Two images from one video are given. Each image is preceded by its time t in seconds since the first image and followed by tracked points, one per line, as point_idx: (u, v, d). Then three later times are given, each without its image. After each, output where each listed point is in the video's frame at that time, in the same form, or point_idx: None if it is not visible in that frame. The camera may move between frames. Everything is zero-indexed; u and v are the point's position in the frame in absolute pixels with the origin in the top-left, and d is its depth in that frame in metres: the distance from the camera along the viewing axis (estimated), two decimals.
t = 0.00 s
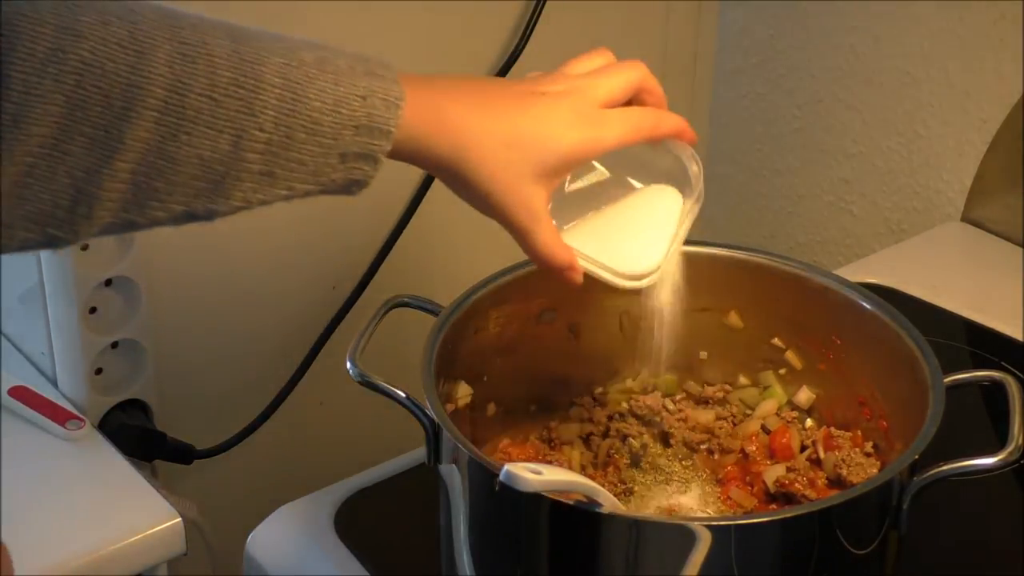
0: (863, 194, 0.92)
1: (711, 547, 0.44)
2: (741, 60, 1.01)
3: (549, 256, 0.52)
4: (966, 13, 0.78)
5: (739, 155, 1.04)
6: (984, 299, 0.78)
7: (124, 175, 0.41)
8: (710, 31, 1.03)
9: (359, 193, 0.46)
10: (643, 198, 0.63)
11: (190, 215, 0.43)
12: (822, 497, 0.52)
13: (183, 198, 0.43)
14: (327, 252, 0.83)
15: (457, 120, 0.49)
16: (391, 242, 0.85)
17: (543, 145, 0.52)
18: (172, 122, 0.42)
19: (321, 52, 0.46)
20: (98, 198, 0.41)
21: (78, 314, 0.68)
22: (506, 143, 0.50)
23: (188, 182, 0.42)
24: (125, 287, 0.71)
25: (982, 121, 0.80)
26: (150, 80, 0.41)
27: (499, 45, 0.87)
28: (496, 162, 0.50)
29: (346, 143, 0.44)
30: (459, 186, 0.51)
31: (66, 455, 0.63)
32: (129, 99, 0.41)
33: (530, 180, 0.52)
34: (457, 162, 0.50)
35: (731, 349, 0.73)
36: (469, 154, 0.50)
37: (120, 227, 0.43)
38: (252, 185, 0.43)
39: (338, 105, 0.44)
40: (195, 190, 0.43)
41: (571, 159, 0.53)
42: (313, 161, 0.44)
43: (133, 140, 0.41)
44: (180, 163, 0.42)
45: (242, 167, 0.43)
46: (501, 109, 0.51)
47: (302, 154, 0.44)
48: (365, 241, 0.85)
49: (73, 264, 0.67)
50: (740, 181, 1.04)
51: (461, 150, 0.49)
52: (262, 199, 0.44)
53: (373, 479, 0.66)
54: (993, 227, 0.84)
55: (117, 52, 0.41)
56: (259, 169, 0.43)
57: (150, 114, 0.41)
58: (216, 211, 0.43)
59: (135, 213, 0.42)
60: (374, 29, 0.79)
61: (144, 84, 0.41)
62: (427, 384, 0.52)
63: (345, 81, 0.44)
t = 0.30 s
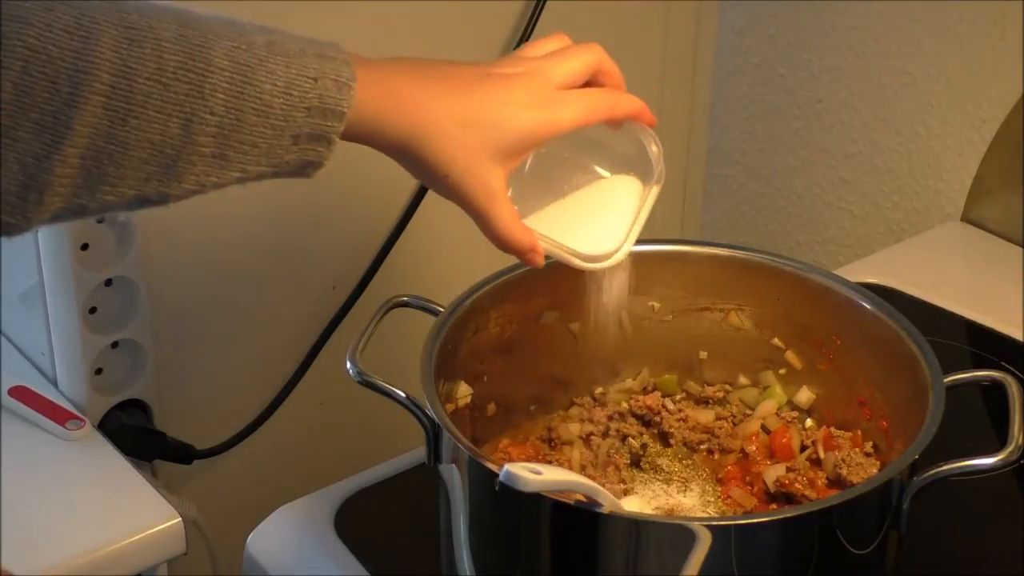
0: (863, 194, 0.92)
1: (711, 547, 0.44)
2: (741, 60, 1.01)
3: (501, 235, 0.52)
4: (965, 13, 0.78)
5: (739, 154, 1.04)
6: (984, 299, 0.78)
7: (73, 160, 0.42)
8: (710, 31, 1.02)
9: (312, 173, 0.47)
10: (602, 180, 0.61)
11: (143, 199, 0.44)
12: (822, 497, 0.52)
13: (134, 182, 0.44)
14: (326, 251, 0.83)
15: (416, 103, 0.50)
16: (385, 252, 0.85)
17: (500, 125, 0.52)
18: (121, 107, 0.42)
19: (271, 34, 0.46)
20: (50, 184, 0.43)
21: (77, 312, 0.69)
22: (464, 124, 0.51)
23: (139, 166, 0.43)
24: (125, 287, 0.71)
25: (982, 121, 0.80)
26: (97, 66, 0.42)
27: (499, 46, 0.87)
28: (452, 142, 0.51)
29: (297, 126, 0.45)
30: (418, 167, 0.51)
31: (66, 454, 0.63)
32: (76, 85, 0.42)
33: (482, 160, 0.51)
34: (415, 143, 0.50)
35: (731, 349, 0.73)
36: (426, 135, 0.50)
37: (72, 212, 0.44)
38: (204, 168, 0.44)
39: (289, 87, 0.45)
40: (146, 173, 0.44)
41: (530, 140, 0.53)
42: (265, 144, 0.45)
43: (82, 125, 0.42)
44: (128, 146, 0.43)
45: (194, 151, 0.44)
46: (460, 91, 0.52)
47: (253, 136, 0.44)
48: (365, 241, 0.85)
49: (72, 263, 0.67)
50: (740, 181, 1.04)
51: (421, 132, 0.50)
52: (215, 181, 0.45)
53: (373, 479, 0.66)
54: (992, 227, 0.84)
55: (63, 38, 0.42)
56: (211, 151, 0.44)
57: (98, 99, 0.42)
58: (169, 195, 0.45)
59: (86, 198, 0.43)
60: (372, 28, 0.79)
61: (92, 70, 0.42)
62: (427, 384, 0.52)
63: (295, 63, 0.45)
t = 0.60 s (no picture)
0: (863, 194, 0.92)
1: (711, 547, 0.44)
2: (740, 60, 1.01)
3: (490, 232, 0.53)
4: (965, 13, 0.78)
5: (739, 155, 1.04)
6: (983, 299, 0.78)
7: (60, 161, 0.44)
8: (710, 31, 1.02)
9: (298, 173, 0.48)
10: (589, 170, 0.62)
11: (129, 199, 0.46)
12: (821, 498, 0.52)
13: (120, 183, 0.45)
14: (326, 252, 0.83)
15: (404, 101, 0.51)
16: (380, 259, 0.85)
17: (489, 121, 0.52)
18: (106, 108, 0.43)
19: (256, 33, 0.47)
20: (35, 184, 0.44)
21: (77, 312, 0.69)
22: (452, 121, 0.51)
23: (124, 167, 0.44)
24: (125, 287, 0.71)
25: (982, 121, 0.80)
26: (83, 67, 0.43)
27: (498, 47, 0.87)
28: (438, 141, 0.51)
29: (282, 126, 0.46)
30: (407, 165, 0.52)
31: (67, 455, 0.63)
32: (62, 86, 0.42)
33: (471, 158, 0.52)
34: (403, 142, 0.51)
35: (731, 349, 0.73)
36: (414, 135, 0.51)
37: (58, 211, 0.45)
38: (191, 168, 0.45)
39: (275, 89, 0.45)
40: (132, 174, 0.45)
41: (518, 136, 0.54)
42: (250, 144, 0.46)
43: (68, 126, 0.43)
44: (112, 146, 0.44)
45: (180, 151, 0.45)
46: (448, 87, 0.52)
47: (239, 137, 0.45)
48: (365, 240, 0.85)
49: (72, 263, 0.67)
50: (740, 181, 1.04)
51: (409, 130, 0.51)
52: (200, 181, 0.46)
53: (372, 479, 0.66)
54: (991, 227, 0.84)
55: (48, 39, 0.42)
56: (198, 152, 0.45)
57: (84, 100, 0.43)
58: (155, 195, 0.46)
59: (72, 198, 0.45)
60: (371, 29, 0.79)
61: (78, 70, 0.43)
62: (427, 384, 0.52)
63: (280, 64, 0.46)
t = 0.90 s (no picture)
0: (863, 194, 0.92)
1: (711, 547, 0.44)
2: (741, 60, 1.01)
3: (503, 173, 0.53)
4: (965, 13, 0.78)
5: (739, 155, 1.04)
6: (984, 299, 0.78)
7: (32, 142, 0.42)
8: (710, 31, 1.03)
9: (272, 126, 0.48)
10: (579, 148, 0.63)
11: (107, 174, 0.44)
12: (821, 498, 0.52)
13: (98, 158, 0.43)
14: (327, 252, 0.83)
15: (384, 58, 0.53)
16: (380, 260, 0.85)
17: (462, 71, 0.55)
18: (72, 81, 0.41)
19: None
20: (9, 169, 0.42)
21: (77, 312, 0.69)
22: (428, 69, 0.54)
23: (99, 141, 0.43)
24: (125, 287, 0.71)
25: (982, 121, 0.80)
26: (43, 39, 0.40)
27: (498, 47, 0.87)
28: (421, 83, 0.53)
29: (253, 79, 0.46)
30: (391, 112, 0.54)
31: (66, 455, 0.63)
32: (22, 62, 0.40)
33: (459, 103, 0.54)
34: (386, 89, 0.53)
35: (731, 349, 0.73)
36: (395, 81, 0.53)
37: (35, 195, 0.43)
38: (165, 134, 0.44)
39: (240, 48, 0.45)
40: (109, 146, 0.43)
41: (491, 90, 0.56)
42: (223, 102, 0.45)
43: (35, 104, 0.41)
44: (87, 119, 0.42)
45: (155, 118, 0.44)
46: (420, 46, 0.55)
47: (212, 96, 0.45)
48: (366, 240, 0.85)
49: (72, 263, 0.67)
50: (740, 181, 1.04)
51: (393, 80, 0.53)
52: (177, 146, 0.45)
53: (372, 479, 0.66)
54: (992, 227, 0.83)
55: None
56: (173, 117, 0.44)
57: (48, 74, 0.41)
58: (134, 166, 0.44)
59: (49, 178, 0.43)
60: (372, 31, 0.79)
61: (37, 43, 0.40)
62: (428, 384, 0.52)
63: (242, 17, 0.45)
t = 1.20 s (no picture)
0: (863, 194, 0.92)
1: (711, 547, 0.44)
2: (740, 60, 1.01)
3: None
4: (965, 13, 0.78)
5: (739, 155, 1.04)
6: (984, 299, 0.78)
7: None
8: (710, 31, 1.03)
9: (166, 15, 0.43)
10: None
11: None
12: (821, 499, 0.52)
13: None
14: (326, 251, 0.83)
15: None
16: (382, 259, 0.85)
17: None
18: None
19: None
20: None
21: (77, 313, 0.69)
22: None
23: None
24: (125, 286, 0.72)
25: (982, 121, 0.80)
26: None
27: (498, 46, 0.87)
28: None
29: None
30: None
31: (67, 456, 0.63)
32: None
33: None
34: None
35: (731, 349, 0.73)
36: None
37: None
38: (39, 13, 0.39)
39: None
40: None
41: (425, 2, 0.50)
42: None
43: None
44: None
45: None
46: None
47: None
48: (365, 239, 0.85)
49: (72, 264, 0.67)
50: (741, 181, 1.04)
51: None
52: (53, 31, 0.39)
53: (372, 480, 0.66)
54: (992, 227, 0.84)
55: None
56: None
57: None
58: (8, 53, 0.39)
59: None
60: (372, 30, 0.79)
61: None
62: (428, 384, 0.52)
63: None
